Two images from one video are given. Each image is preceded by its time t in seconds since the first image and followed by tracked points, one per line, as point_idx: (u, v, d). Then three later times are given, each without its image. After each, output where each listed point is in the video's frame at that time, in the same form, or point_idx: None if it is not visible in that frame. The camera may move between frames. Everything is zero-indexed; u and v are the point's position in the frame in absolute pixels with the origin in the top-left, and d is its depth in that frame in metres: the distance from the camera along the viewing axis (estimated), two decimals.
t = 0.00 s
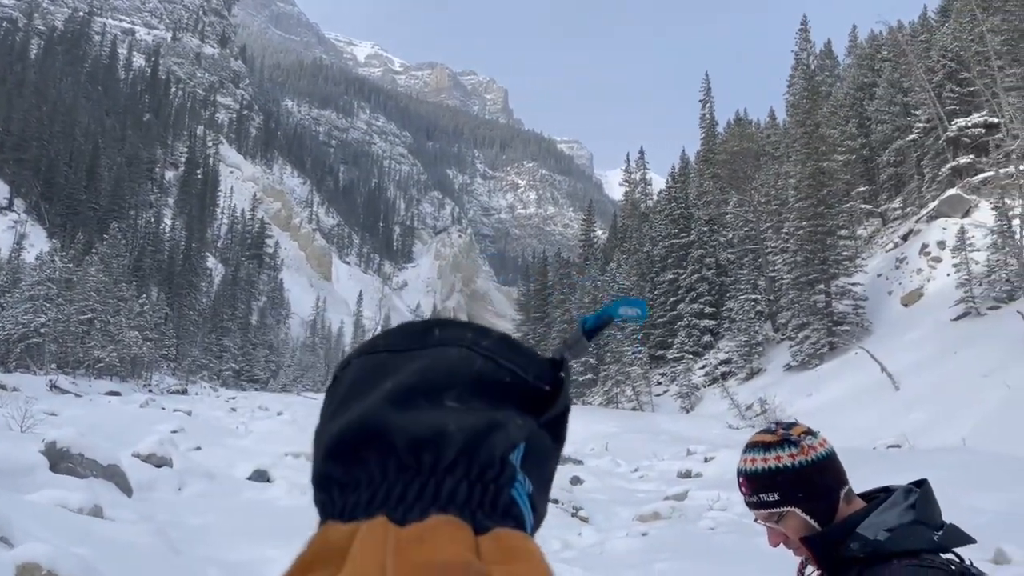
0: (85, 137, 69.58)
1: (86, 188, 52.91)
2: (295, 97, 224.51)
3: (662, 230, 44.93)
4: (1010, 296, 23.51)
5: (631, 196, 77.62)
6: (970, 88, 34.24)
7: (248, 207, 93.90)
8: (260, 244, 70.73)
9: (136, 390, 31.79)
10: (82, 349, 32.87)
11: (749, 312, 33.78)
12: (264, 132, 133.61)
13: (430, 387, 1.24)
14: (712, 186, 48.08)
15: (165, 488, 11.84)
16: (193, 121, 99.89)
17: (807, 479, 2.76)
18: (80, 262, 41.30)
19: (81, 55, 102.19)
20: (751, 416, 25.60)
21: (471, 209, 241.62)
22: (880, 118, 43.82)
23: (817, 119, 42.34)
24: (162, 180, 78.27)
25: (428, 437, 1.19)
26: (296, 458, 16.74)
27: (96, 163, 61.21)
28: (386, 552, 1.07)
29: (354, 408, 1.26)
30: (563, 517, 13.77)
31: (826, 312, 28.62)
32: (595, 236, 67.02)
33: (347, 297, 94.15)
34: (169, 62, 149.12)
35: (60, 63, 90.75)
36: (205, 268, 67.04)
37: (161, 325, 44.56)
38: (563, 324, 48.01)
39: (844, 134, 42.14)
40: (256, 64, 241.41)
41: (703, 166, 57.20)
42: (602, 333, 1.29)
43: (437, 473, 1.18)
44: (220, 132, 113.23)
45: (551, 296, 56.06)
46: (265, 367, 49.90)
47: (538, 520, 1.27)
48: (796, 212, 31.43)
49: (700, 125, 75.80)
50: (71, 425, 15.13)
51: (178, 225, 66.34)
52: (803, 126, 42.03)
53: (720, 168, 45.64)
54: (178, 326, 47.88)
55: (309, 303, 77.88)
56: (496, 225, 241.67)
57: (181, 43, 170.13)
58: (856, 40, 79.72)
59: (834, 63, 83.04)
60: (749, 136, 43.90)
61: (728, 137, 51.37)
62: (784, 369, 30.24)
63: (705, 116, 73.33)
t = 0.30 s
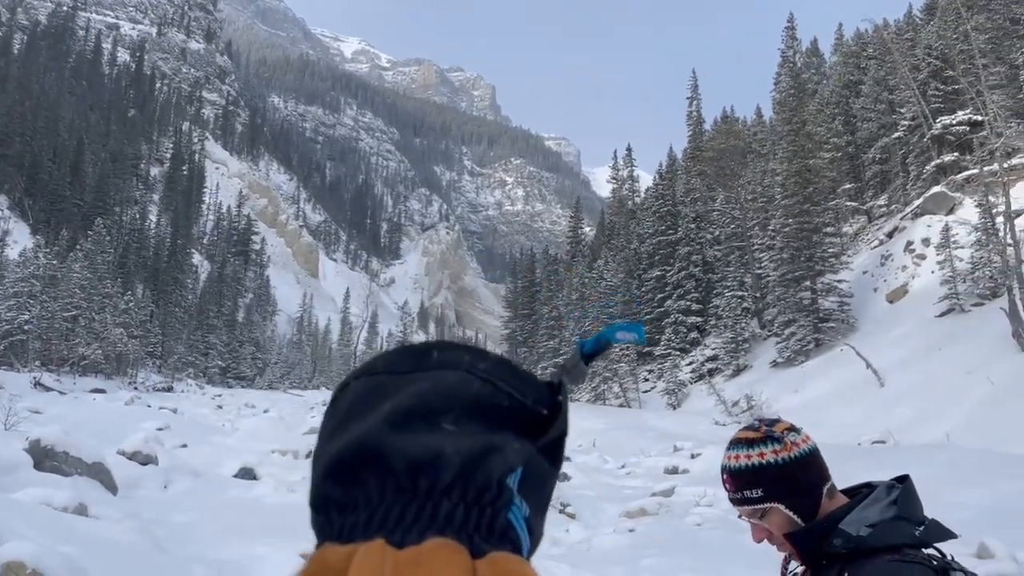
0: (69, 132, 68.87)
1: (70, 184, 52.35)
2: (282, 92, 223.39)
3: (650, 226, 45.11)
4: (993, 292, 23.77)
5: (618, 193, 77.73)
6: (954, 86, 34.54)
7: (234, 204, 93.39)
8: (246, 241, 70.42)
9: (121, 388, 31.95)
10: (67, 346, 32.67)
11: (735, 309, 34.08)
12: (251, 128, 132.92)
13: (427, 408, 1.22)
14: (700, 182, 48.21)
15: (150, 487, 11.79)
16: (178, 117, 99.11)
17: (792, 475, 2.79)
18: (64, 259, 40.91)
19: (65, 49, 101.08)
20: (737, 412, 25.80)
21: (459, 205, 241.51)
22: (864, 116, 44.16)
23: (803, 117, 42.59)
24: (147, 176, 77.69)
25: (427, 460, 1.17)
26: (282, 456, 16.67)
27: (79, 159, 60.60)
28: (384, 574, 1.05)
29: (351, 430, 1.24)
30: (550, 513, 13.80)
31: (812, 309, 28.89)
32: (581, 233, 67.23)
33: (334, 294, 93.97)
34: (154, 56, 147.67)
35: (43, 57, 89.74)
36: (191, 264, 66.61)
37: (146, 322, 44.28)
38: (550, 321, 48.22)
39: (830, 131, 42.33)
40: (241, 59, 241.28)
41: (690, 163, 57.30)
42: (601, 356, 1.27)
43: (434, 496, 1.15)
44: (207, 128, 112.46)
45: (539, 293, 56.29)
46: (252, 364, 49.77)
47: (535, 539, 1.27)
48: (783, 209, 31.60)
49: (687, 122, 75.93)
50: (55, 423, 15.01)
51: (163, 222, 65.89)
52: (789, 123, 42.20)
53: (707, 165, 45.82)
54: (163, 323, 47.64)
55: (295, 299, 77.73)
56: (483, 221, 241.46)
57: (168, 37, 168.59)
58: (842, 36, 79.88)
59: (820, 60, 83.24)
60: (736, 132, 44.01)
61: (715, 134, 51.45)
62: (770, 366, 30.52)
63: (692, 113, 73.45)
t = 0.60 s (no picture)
0: (50, 126, 68.00)
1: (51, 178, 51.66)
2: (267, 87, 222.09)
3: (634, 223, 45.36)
4: (974, 290, 24.02)
5: (603, 190, 77.90)
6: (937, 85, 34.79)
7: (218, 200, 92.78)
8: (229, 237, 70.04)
9: (102, 384, 31.76)
10: (47, 342, 32.31)
11: (718, 306, 34.34)
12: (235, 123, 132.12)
13: (406, 402, 1.23)
14: (684, 180, 48.39)
15: (133, 483, 11.73)
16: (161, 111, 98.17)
17: (774, 471, 2.81)
18: (45, 254, 40.40)
19: (46, 42, 99.73)
20: (721, 408, 26.06)
21: (445, 202, 241.60)
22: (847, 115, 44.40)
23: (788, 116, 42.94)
24: (130, 171, 77.00)
25: (405, 451, 1.17)
26: (265, 453, 16.61)
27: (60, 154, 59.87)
28: (363, 566, 1.07)
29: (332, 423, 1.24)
30: (534, 510, 13.81)
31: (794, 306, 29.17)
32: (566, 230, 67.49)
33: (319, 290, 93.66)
34: (137, 50, 146.21)
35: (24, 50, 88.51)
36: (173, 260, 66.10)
37: (128, 318, 43.87)
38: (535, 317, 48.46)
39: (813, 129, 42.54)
40: (225, 54, 240.37)
41: (675, 161, 57.52)
42: (579, 347, 1.28)
43: (414, 489, 1.16)
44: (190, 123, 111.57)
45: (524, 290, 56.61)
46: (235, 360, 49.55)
47: (515, 531, 1.26)
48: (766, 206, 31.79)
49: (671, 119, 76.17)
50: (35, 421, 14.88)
51: (146, 217, 65.34)
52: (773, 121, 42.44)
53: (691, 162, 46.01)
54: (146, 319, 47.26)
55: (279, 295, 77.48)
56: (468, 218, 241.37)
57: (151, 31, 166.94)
58: (826, 35, 80.22)
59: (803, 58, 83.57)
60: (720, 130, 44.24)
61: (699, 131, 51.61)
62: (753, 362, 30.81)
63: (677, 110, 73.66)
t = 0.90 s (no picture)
0: (24, 115, 67.00)
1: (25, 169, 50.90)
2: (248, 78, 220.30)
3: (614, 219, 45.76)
4: (949, 287, 23.86)
5: (584, 185, 78.11)
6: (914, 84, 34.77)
7: (197, 192, 92.05)
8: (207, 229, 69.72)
9: (77, 377, 31.48)
10: (21, 334, 31.91)
11: (698, 301, 34.34)
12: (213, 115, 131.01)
13: None
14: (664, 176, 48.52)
15: (108, 477, 11.66)
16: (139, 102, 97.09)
17: (752, 465, 2.79)
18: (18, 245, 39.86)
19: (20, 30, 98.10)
20: (699, 404, 26.50)
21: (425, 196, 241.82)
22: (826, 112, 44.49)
23: (766, 113, 43.04)
24: (106, 162, 76.11)
25: None
26: (243, 447, 16.69)
27: (35, 144, 59.01)
28: None
29: None
30: (513, 504, 13.86)
31: (772, 302, 29.40)
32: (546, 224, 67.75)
33: (300, 282, 93.21)
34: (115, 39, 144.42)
35: None
36: (150, 253, 65.50)
37: (104, 310, 43.44)
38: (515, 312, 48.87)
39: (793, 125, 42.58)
40: (204, 46, 238.89)
41: (656, 156, 57.79)
42: None
43: None
44: (169, 114, 110.40)
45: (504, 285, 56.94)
46: (213, 353, 49.30)
47: None
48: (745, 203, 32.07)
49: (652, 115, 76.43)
50: (9, 414, 14.77)
51: (123, 209, 64.69)
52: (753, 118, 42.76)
53: (671, 159, 46.52)
54: (123, 313, 46.80)
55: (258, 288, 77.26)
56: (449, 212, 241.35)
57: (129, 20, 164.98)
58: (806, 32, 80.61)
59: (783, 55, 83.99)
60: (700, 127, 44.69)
61: (680, 128, 51.90)
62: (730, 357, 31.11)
63: (658, 106, 73.89)
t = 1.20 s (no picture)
0: None
1: None
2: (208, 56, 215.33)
3: (573, 206, 45.95)
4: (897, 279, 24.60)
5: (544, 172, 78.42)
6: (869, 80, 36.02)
7: (152, 170, 89.92)
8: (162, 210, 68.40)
9: (22, 357, 30.66)
10: None
11: (654, 290, 34.62)
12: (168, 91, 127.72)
13: None
14: (624, 164, 48.63)
15: (55, 459, 11.39)
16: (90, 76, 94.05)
17: (710, 455, 2.62)
18: None
19: None
20: (653, 390, 27.13)
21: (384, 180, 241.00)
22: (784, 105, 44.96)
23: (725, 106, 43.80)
24: (56, 138, 73.77)
25: None
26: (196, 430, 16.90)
27: None
28: None
29: None
30: (468, 489, 13.87)
31: (726, 292, 29.91)
32: (505, 211, 68.00)
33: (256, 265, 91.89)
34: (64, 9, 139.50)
35: None
36: (102, 233, 63.77)
37: (52, 290, 42.20)
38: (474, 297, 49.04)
39: (749, 119, 43.76)
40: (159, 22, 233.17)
41: (616, 145, 58.36)
42: None
43: None
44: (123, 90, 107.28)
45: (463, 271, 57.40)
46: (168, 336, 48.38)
47: None
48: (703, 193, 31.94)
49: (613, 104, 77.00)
50: None
51: (75, 188, 62.93)
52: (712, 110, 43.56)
53: (632, 148, 47.16)
54: (71, 291, 45.54)
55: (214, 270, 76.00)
56: (409, 197, 241.61)
57: None
58: (763, 26, 81.94)
59: (740, 48, 85.26)
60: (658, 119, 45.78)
61: (641, 118, 52.52)
62: (685, 345, 31.59)
63: (619, 95, 74.43)
